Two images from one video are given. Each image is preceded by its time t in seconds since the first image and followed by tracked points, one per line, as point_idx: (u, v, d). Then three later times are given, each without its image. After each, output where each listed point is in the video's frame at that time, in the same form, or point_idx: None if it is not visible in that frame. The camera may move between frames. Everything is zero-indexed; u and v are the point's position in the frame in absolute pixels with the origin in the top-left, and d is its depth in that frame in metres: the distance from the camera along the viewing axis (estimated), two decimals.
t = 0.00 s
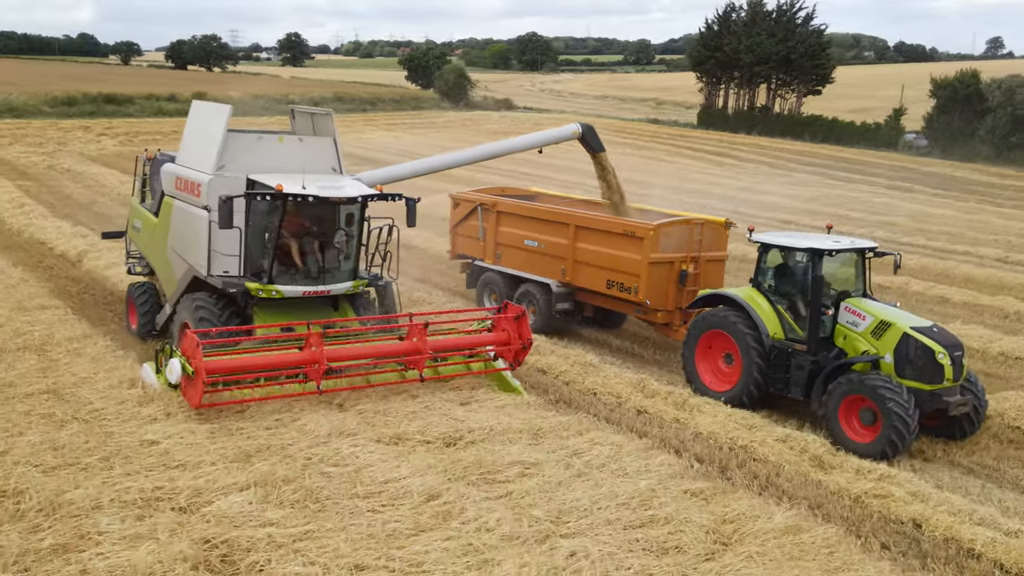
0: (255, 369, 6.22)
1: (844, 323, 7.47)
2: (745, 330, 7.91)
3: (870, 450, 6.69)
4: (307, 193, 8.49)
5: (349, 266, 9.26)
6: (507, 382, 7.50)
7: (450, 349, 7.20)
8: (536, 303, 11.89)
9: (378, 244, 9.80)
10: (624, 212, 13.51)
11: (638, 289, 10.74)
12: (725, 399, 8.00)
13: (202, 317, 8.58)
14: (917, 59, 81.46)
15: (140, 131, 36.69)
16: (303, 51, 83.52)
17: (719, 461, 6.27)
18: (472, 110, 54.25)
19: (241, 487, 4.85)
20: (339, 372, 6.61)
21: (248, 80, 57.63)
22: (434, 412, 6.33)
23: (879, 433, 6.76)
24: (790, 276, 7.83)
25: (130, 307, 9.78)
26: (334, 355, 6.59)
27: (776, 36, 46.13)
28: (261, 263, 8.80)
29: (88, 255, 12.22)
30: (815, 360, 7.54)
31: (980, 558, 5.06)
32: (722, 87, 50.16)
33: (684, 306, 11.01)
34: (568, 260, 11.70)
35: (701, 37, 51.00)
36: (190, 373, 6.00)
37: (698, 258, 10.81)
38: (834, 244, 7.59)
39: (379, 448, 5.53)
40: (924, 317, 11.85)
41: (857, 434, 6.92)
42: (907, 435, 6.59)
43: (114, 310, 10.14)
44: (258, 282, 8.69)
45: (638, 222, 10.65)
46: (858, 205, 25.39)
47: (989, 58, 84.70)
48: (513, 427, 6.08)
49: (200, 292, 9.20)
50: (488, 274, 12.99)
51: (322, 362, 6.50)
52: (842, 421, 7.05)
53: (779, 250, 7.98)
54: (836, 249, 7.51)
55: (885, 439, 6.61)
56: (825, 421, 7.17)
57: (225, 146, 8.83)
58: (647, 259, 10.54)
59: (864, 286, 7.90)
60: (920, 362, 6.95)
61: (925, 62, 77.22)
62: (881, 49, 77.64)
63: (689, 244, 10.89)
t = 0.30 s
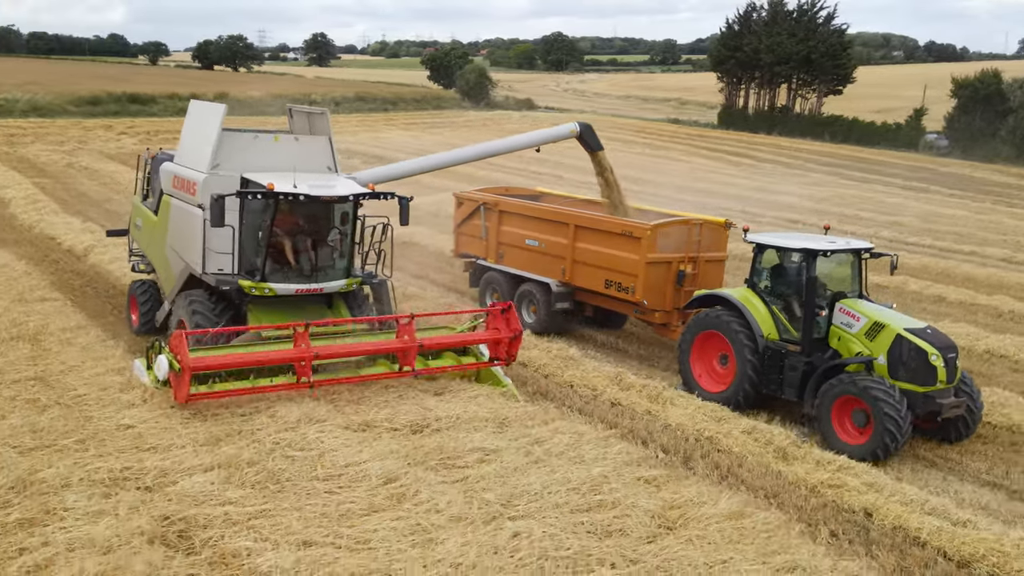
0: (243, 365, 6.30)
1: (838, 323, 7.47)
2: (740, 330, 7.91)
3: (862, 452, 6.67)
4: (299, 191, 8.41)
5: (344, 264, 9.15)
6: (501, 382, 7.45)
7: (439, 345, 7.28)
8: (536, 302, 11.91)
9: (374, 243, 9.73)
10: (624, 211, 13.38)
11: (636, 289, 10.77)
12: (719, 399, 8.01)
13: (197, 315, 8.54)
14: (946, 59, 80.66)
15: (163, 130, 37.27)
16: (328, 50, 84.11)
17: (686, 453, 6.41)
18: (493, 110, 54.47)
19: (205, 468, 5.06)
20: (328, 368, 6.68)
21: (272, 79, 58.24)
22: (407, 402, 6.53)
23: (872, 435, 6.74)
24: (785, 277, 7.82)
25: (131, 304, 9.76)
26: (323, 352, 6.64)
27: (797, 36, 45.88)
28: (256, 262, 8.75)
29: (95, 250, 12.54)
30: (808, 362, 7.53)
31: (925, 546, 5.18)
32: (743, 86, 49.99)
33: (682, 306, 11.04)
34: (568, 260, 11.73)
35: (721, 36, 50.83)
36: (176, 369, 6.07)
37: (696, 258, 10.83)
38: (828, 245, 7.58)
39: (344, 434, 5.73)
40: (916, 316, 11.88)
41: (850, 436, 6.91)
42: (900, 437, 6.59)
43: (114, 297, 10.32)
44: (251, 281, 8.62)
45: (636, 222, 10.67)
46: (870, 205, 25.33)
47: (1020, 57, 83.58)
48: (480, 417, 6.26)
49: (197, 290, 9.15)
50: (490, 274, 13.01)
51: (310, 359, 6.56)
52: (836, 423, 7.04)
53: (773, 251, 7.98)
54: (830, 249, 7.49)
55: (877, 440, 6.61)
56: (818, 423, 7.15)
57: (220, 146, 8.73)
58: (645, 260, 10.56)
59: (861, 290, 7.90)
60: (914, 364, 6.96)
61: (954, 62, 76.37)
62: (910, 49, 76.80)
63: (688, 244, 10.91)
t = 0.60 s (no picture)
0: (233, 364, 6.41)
1: (832, 325, 7.36)
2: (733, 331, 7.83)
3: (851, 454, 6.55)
4: (291, 190, 8.35)
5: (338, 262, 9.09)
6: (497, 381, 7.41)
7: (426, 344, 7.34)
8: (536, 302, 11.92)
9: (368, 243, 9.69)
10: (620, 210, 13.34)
11: (634, 289, 10.74)
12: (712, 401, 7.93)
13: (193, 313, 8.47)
14: (973, 58, 79.86)
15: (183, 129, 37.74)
16: (351, 51, 84.57)
17: (658, 446, 6.52)
18: (513, 110, 54.60)
19: (179, 453, 5.26)
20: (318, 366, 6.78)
21: (293, 79, 58.72)
22: (384, 394, 6.72)
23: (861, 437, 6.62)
24: (778, 277, 7.73)
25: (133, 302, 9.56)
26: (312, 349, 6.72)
27: (816, 36, 45.63)
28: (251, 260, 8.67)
29: (102, 245, 12.81)
30: (801, 363, 7.44)
31: (881, 535, 5.28)
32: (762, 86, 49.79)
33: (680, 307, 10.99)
34: (568, 260, 11.72)
35: (740, 36, 50.64)
36: (166, 367, 6.16)
37: (694, 259, 10.80)
38: (824, 245, 7.51)
39: (317, 422, 5.92)
40: (909, 314, 11.89)
41: (840, 437, 6.78)
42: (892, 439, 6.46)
43: (115, 288, 10.55)
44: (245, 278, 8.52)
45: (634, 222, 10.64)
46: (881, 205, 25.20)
47: None
48: (452, 408, 6.44)
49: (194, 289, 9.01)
50: (492, 274, 13.03)
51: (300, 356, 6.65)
52: (828, 425, 6.91)
53: (768, 251, 7.90)
54: (824, 250, 7.39)
55: (867, 442, 6.49)
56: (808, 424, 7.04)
57: (215, 145, 8.67)
58: (642, 260, 10.53)
59: (857, 291, 7.80)
60: (906, 366, 6.84)
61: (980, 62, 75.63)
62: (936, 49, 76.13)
63: (686, 245, 10.86)
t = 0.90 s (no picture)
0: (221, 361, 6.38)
1: (826, 327, 7.31)
2: (728, 333, 7.82)
3: (843, 458, 6.51)
4: (284, 190, 8.30)
5: (333, 262, 8.97)
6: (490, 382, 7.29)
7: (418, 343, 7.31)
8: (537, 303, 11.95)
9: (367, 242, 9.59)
10: (620, 210, 13.40)
11: (632, 290, 10.74)
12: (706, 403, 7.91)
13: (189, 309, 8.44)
14: (1007, 58, 78.74)
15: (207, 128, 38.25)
16: (379, 51, 85.11)
17: (628, 437, 6.68)
18: (535, 110, 54.76)
19: (154, 438, 5.47)
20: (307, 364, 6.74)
21: (318, 80, 59.23)
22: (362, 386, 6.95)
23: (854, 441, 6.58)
24: (773, 279, 7.70)
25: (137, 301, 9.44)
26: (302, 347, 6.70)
27: (839, 36, 45.22)
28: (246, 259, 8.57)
29: (112, 241, 13.13)
30: (795, 366, 7.43)
31: (833, 526, 5.41)
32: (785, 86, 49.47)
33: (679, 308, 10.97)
34: (569, 261, 11.74)
35: (764, 36, 50.30)
36: (154, 362, 6.17)
37: (693, 260, 10.80)
38: (820, 247, 7.40)
39: (291, 411, 6.14)
40: (904, 313, 11.92)
41: (833, 441, 6.74)
42: (883, 443, 6.41)
43: (118, 281, 10.82)
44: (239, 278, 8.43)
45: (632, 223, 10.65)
46: (897, 206, 25.06)
47: None
48: (425, 399, 6.66)
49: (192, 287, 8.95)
50: (495, 274, 13.05)
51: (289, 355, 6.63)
52: (820, 429, 6.87)
53: (764, 253, 7.86)
54: (820, 253, 7.30)
55: (858, 447, 6.44)
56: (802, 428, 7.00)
57: (212, 145, 8.63)
58: (640, 261, 10.54)
59: (854, 294, 7.70)
60: (899, 369, 6.77)
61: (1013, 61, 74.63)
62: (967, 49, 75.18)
63: (685, 245, 10.85)
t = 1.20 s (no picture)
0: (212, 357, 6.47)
1: (823, 331, 7.20)
2: (725, 335, 7.76)
3: (835, 463, 6.42)
4: (279, 189, 8.23)
5: (332, 261, 8.84)
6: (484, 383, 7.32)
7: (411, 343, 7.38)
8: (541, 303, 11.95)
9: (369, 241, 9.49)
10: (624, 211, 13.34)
11: (632, 292, 10.72)
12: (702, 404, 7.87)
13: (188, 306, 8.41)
14: None
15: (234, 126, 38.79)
16: (409, 52, 85.55)
17: (603, 428, 6.83)
18: (561, 111, 54.84)
19: (136, 423, 5.70)
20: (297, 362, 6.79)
21: (345, 79, 59.72)
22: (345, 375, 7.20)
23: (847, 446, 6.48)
24: (770, 281, 7.61)
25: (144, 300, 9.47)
26: (292, 345, 6.77)
27: (866, 35, 44.70)
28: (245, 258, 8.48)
29: (125, 237, 13.47)
30: (790, 369, 7.37)
31: (792, 516, 5.52)
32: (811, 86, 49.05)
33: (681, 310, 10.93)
34: (573, 262, 11.71)
35: (791, 36, 49.84)
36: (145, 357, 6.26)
37: (694, 262, 10.81)
38: (820, 250, 7.33)
39: (272, 401, 6.36)
40: (903, 312, 11.94)
41: (826, 446, 6.64)
42: (876, 448, 6.29)
43: (127, 275, 11.11)
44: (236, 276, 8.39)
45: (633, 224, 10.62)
46: (917, 208, 24.87)
47: None
48: (404, 392, 6.88)
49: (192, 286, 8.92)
50: (501, 275, 13.05)
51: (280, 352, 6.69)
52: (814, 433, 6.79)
53: (762, 255, 7.77)
54: (816, 255, 7.23)
55: (850, 450, 6.34)
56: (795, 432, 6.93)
57: (211, 145, 8.59)
58: (640, 263, 10.52)
59: (855, 298, 7.57)
60: (895, 374, 6.60)
61: None
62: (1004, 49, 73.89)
63: (686, 248, 10.81)
